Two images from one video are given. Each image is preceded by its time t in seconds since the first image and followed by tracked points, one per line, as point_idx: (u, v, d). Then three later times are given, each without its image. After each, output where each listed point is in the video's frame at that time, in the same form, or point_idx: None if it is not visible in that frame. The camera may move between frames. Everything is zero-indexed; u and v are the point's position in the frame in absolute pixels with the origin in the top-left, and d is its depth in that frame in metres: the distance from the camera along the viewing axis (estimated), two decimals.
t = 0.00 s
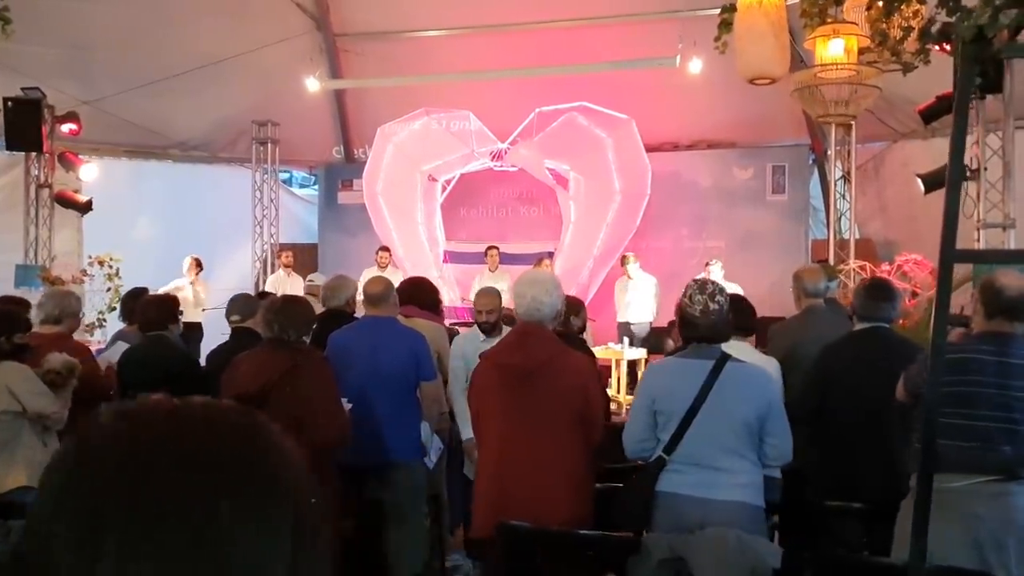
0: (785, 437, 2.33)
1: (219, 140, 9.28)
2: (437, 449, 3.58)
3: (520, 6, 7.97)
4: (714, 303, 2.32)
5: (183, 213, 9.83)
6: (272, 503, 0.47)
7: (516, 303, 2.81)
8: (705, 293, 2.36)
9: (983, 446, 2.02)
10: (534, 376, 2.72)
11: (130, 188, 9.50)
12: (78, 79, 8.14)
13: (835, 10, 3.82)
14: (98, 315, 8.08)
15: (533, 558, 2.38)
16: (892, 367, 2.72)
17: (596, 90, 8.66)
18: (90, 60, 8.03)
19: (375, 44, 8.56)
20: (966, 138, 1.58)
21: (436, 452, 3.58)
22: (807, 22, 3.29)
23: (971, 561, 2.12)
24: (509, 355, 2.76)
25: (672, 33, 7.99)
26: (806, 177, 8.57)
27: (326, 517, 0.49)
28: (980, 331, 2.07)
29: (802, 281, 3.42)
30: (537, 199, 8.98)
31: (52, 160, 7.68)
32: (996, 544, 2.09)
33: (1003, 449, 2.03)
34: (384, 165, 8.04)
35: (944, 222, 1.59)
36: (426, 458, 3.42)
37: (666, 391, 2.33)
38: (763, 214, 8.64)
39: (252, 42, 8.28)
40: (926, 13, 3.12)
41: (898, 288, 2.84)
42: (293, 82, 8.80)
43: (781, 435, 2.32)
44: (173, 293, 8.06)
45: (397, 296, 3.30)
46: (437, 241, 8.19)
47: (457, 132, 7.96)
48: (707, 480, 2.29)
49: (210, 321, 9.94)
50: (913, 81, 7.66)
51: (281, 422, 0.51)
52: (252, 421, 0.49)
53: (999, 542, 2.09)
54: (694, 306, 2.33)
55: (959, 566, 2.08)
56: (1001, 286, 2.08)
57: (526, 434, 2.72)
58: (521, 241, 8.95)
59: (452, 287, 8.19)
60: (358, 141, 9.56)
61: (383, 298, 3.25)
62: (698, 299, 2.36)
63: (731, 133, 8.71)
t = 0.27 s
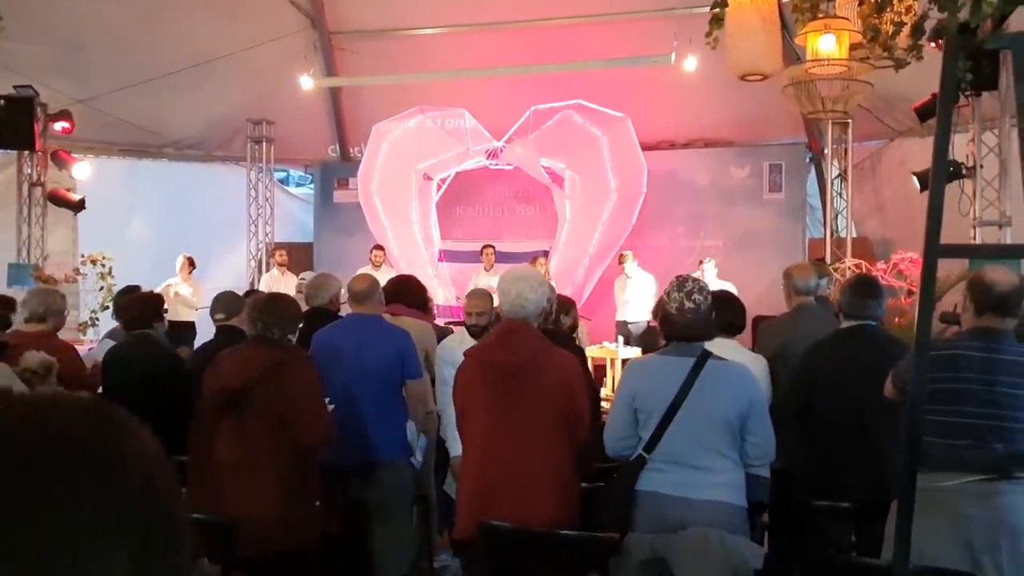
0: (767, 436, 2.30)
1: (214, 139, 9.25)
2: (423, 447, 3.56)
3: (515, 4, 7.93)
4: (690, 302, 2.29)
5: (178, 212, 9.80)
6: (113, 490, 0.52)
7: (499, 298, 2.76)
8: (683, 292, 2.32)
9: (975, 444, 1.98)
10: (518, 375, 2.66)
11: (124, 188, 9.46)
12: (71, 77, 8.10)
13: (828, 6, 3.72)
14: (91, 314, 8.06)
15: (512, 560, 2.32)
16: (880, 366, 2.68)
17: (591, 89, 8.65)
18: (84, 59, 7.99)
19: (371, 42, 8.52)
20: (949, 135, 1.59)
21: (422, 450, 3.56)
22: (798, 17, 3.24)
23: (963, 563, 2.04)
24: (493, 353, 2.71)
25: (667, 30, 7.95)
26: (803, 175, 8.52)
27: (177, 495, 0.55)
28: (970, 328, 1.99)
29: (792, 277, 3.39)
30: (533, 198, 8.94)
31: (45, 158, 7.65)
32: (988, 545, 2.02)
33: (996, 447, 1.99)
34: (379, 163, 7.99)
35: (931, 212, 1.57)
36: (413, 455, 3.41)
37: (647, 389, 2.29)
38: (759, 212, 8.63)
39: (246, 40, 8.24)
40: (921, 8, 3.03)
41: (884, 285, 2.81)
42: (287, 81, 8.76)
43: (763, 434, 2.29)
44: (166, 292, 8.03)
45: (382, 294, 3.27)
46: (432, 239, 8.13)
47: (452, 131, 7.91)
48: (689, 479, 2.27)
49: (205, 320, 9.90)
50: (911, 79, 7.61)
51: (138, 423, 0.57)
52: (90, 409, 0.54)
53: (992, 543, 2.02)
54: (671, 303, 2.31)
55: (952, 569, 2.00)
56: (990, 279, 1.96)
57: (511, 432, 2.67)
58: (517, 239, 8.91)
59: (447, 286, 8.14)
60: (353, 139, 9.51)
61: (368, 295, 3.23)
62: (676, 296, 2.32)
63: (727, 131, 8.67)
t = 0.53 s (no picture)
0: (755, 437, 2.26)
1: (210, 138, 9.23)
2: (412, 446, 3.54)
3: (512, 3, 7.90)
4: (676, 301, 2.25)
5: (175, 213, 9.77)
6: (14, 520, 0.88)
7: (487, 296, 2.65)
8: (670, 291, 2.28)
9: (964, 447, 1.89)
10: (508, 375, 2.57)
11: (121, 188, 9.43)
12: (66, 77, 8.08)
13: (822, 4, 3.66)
14: (87, 314, 8.04)
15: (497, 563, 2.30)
16: (872, 365, 2.65)
17: (588, 88, 8.62)
18: (79, 58, 7.97)
19: (367, 41, 8.49)
20: (935, 133, 1.54)
21: (411, 450, 3.54)
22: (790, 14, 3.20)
23: (950, 567, 2.01)
24: (482, 353, 2.62)
25: (665, 29, 7.91)
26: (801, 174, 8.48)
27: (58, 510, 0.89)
28: (956, 328, 2.03)
29: (780, 276, 3.38)
30: (530, 198, 8.90)
31: (40, 158, 7.62)
32: (975, 549, 2.00)
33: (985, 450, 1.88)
34: (375, 163, 7.89)
35: (914, 208, 1.54)
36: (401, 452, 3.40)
37: (633, 388, 2.26)
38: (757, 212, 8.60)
39: (241, 39, 8.19)
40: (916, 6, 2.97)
41: (874, 286, 2.77)
42: (283, 80, 8.73)
43: (750, 435, 2.25)
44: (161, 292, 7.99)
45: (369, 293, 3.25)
46: (428, 240, 8.03)
47: (448, 130, 7.87)
48: (675, 480, 2.22)
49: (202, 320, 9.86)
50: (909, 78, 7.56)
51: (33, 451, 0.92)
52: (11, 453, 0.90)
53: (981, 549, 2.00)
54: (658, 302, 2.27)
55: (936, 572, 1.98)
56: (973, 280, 2.04)
57: (499, 434, 2.58)
58: (514, 239, 8.87)
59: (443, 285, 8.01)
60: (350, 139, 9.48)
61: (355, 295, 3.21)
62: (664, 295, 2.29)
63: (726, 130, 8.63)
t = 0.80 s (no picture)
0: (750, 436, 2.23)
1: (207, 138, 9.21)
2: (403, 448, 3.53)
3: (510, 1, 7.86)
4: (670, 298, 2.22)
5: (171, 211, 9.75)
6: None
7: (481, 295, 2.55)
8: (665, 287, 2.25)
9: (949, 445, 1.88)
10: (502, 373, 2.49)
11: (118, 186, 9.39)
12: (62, 75, 8.04)
13: None
14: (82, 313, 8.04)
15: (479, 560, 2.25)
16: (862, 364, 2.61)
17: (586, 87, 8.60)
18: (75, 57, 7.93)
19: (365, 40, 8.45)
20: (923, 130, 1.50)
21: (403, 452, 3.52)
22: (785, 9, 3.16)
23: (936, 567, 2.02)
24: (474, 353, 2.53)
25: (663, 27, 7.88)
26: (800, 174, 8.43)
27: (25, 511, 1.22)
28: (943, 324, 2.05)
29: (766, 276, 3.37)
30: (528, 197, 8.86)
31: (35, 156, 7.60)
32: (961, 549, 2.00)
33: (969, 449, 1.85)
34: (372, 162, 7.85)
35: (903, 207, 1.48)
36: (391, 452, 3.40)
37: (626, 386, 2.23)
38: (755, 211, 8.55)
39: (236, 38, 8.15)
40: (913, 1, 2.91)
41: (868, 283, 2.74)
42: (280, 79, 8.69)
43: (746, 434, 2.22)
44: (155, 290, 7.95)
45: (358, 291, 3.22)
46: (426, 237, 8.01)
47: (445, 129, 7.83)
48: (668, 479, 2.19)
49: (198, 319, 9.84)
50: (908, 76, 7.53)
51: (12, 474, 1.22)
52: None
53: (969, 552, 2.01)
54: (652, 299, 2.24)
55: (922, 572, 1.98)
56: (959, 276, 2.07)
57: (491, 434, 2.50)
58: (512, 238, 8.83)
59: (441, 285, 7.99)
60: (348, 138, 9.44)
61: (343, 292, 3.19)
62: (658, 292, 2.26)
63: (724, 129, 8.59)
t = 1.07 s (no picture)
0: (755, 434, 2.19)
1: (206, 136, 9.16)
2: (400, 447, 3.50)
3: None
4: (674, 293, 2.19)
5: (169, 211, 9.70)
6: None
7: (479, 293, 2.51)
8: (668, 283, 2.22)
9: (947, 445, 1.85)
10: (502, 373, 2.44)
11: (116, 185, 9.34)
12: (60, 73, 8.01)
13: None
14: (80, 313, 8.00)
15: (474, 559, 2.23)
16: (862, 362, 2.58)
17: (586, 85, 8.57)
18: (73, 55, 7.90)
19: (365, 38, 8.41)
20: (926, 127, 1.50)
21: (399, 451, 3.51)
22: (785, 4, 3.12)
23: (933, 568, 1.98)
24: (473, 352, 2.48)
25: (663, 24, 7.84)
26: (801, 173, 8.38)
27: None
28: (937, 322, 1.97)
29: (773, 273, 3.33)
30: (528, 195, 8.81)
31: (33, 154, 7.56)
32: (958, 549, 1.97)
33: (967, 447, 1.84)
34: (371, 161, 7.81)
35: (904, 204, 1.49)
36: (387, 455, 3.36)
37: (629, 385, 2.19)
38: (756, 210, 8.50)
39: (235, 36, 8.12)
40: None
41: (868, 279, 2.70)
42: (279, 77, 8.64)
43: (750, 432, 2.19)
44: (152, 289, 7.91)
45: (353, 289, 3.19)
46: (425, 235, 7.97)
47: (445, 127, 7.77)
48: (670, 479, 2.16)
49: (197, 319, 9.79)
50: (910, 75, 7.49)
51: None
52: None
53: (970, 552, 1.98)
54: (655, 294, 2.21)
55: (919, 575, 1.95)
56: (954, 272, 1.97)
57: (490, 434, 2.45)
58: (511, 237, 8.79)
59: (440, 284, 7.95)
60: (348, 137, 9.39)
61: (337, 290, 3.15)
62: (661, 288, 2.23)
63: (725, 127, 8.54)
